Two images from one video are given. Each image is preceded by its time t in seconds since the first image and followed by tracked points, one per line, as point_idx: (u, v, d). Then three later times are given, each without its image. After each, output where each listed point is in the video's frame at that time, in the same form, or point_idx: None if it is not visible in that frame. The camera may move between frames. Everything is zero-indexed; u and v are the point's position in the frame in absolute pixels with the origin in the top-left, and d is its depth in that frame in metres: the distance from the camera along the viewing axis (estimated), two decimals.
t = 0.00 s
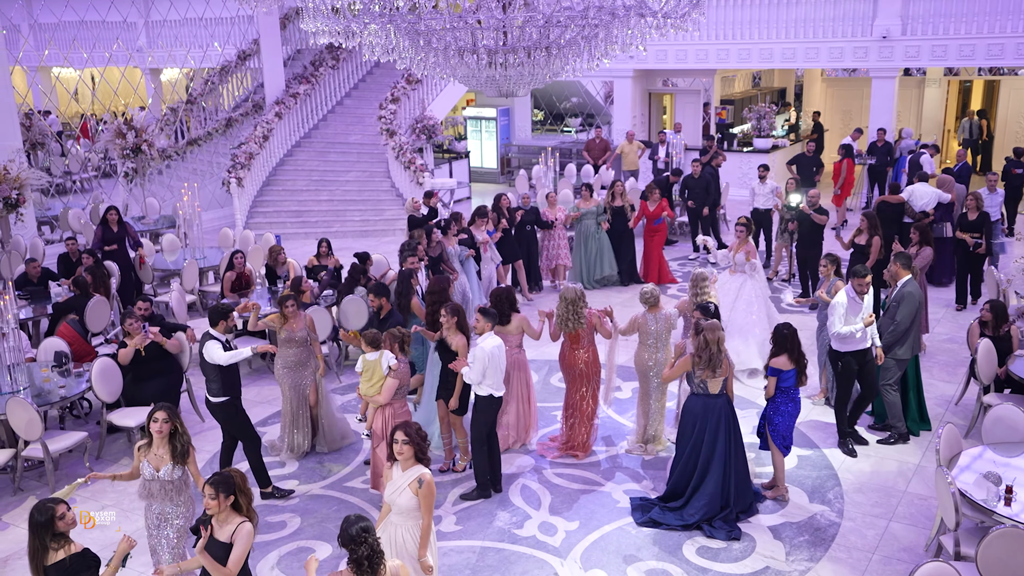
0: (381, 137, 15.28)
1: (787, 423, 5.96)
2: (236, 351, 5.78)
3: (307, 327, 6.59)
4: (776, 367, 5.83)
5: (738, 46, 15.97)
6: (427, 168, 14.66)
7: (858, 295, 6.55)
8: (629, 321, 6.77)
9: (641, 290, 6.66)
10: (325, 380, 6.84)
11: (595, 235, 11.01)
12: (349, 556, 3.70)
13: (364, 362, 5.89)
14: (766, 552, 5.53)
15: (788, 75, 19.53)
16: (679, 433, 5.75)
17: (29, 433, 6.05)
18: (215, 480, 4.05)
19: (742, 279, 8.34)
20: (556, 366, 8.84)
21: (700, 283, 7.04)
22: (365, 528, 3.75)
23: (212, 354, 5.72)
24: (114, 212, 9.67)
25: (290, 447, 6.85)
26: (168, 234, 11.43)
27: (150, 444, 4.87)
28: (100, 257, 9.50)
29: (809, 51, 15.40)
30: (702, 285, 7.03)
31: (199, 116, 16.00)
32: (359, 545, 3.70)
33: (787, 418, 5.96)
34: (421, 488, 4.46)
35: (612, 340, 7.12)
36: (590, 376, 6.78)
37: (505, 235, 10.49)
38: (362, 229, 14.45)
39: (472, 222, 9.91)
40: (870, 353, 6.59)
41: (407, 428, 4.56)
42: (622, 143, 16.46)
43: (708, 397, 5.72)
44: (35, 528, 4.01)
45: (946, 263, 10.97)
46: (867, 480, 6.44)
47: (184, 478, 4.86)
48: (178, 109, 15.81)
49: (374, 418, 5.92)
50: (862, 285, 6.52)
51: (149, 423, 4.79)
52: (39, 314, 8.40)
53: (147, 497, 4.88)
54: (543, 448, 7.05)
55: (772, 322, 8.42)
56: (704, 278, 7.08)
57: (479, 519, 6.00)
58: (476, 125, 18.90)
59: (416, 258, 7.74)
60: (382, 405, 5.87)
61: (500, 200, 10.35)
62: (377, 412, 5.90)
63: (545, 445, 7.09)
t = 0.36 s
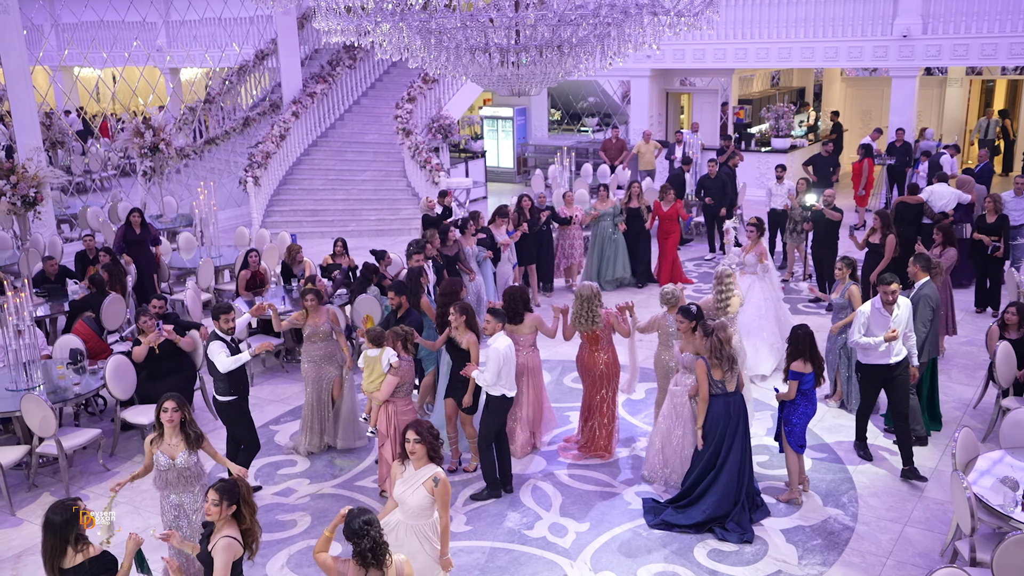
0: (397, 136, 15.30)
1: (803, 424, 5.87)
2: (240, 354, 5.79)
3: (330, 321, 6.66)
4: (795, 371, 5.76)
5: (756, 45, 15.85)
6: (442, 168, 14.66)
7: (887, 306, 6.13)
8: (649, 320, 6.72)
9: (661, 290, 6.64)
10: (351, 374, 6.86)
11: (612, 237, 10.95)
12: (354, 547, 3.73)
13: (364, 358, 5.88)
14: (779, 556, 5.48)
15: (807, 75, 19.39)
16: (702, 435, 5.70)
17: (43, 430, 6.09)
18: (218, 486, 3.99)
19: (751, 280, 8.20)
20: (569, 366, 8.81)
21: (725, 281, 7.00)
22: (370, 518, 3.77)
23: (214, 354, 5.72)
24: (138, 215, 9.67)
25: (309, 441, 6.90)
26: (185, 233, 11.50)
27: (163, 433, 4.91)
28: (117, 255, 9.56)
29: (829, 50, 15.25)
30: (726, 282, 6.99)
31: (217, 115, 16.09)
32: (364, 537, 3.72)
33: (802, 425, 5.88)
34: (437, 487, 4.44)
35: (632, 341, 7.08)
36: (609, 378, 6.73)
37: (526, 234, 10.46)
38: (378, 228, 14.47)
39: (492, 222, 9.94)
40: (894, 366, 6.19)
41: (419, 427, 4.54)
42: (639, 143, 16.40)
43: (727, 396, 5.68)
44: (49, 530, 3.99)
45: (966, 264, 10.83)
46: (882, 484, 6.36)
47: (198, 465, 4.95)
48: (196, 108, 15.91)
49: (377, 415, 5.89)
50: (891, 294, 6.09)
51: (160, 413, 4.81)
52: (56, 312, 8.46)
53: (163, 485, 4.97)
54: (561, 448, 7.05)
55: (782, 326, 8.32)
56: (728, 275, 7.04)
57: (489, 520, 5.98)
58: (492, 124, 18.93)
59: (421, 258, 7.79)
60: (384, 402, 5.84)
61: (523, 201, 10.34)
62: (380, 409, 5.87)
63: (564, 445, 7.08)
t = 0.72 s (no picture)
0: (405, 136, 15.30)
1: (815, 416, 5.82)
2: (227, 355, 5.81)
3: (345, 318, 6.79)
4: (810, 368, 5.67)
5: (766, 45, 15.75)
6: (450, 168, 14.64)
7: (912, 317, 5.90)
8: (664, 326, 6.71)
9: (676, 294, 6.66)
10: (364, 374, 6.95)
11: (622, 239, 10.92)
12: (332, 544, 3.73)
13: (363, 361, 5.85)
14: (782, 558, 5.44)
15: (818, 75, 19.29)
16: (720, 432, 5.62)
17: (47, 428, 6.11)
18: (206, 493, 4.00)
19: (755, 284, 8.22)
20: (575, 366, 8.77)
21: (744, 284, 6.83)
22: (349, 519, 3.75)
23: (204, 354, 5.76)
24: (151, 216, 9.39)
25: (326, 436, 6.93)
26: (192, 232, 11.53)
27: (169, 430, 4.91)
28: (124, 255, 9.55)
29: (840, 49, 15.14)
30: (746, 285, 6.84)
31: (226, 114, 16.14)
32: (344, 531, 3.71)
33: (812, 414, 5.82)
34: (437, 491, 4.43)
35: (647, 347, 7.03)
36: (618, 385, 6.75)
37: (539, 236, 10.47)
38: (385, 228, 14.47)
39: (506, 223, 9.96)
40: (916, 381, 5.91)
41: (416, 428, 4.46)
42: (647, 142, 16.36)
43: (744, 394, 5.62)
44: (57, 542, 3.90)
45: (977, 265, 10.73)
46: (888, 487, 6.30)
47: (204, 461, 4.96)
48: (205, 108, 15.95)
49: (374, 418, 5.91)
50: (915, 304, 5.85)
51: (169, 409, 4.82)
52: (62, 311, 8.50)
53: (170, 480, 4.97)
54: (568, 449, 7.01)
55: (787, 330, 8.30)
56: (747, 279, 6.88)
57: (491, 521, 5.95)
58: (501, 124, 18.94)
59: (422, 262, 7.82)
60: (381, 405, 5.86)
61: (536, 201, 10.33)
62: (379, 411, 5.89)
63: (570, 446, 7.06)
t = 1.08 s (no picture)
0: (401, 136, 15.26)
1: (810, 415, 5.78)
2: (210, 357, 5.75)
3: (338, 322, 6.86)
4: (804, 365, 5.62)
5: (763, 44, 15.70)
6: (446, 168, 14.61)
7: (902, 331, 5.53)
8: (661, 328, 6.65)
9: (673, 291, 6.56)
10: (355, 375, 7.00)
11: (618, 239, 10.92)
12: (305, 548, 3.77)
13: (349, 364, 5.83)
14: (775, 560, 5.41)
15: (815, 75, 19.27)
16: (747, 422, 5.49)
17: (36, 429, 6.08)
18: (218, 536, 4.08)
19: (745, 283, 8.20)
20: (569, 367, 8.74)
21: (739, 285, 6.75)
22: (323, 525, 3.76)
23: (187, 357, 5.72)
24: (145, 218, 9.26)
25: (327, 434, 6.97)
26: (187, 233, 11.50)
27: (157, 432, 4.89)
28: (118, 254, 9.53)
29: (836, 48, 15.11)
30: (742, 287, 6.76)
31: (222, 114, 16.10)
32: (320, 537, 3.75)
33: (808, 414, 5.77)
34: (425, 494, 4.46)
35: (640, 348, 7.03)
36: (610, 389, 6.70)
37: (532, 237, 10.45)
38: (381, 228, 14.44)
39: (502, 223, 9.79)
40: (910, 397, 5.54)
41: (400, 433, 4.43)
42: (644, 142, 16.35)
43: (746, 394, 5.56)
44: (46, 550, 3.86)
45: (973, 265, 10.71)
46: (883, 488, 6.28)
47: (189, 466, 4.94)
48: (201, 107, 15.92)
49: (363, 422, 5.88)
50: (904, 316, 5.50)
51: (159, 413, 4.80)
52: (54, 312, 8.47)
53: (154, 482, 4.95)
54: (562, 452, 6.97)
55: (780, 331, 8.31)
56: (743, 280, 6.80)
57: (483, 523, 5.92)
58: (498, 124, 18.94)
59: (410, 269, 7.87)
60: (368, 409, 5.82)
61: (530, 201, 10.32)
62: (367, 415, 5.85)
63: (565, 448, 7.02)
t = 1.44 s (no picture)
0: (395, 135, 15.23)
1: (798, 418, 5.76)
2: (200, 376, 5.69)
3: (317, 325, 6.65)
4: (792, 367, 5.58)
5: (759, 44, 15.67)
6: (441, 167, 14.57)
7: (880, 341, 5.44)
8: (650, 324, 6.61)
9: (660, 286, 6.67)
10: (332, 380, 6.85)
11: (604, 237, 10.87)
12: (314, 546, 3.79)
13: (330, 373, 5.81)
14: (766, 561, 5.38)
15: (811, 74, 19.25)
16: (717, 436, 5.40)
17: (24, 431, 6.04)
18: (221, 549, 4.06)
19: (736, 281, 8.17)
20: (562, 367, 8.71)
21: (723, 281, 6.74)
22: (335, 521, 3.81)
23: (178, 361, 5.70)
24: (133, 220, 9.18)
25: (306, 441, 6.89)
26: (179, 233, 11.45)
27: (129, 437, 4.80)
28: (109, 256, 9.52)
29: (831, 48, 15.09)
30: (726, 283, 6.74)
31: (216, 114, 16.05)
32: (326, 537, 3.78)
33: (795, 417, 5.75)
34: (407, 492, 4.42)
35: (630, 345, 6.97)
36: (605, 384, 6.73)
37: (514, 237, 10.37)
38: (375, 228, 14.41)
39: (483, 223, 9.94)
40: (886, 408, 5.43)
41: (380, 431, 4.43)
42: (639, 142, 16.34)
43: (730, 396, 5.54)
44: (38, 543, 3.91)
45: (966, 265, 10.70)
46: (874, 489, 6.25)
47: (161, 473, 4.83)
48: (195, 107, 15.89)
49: (343, 432, 5.86)
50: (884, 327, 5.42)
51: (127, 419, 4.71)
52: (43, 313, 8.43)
53: (124, 488, 4.85)
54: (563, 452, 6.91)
55: (772, 326, 8.29)
56: (727, 276, 6.78)
57: (473, 524, 5.89)
58: (493, 123, 18.93)
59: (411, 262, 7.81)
60: (349, 417, 5.80)
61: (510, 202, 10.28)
62: (348, 425, 5.83)
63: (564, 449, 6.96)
